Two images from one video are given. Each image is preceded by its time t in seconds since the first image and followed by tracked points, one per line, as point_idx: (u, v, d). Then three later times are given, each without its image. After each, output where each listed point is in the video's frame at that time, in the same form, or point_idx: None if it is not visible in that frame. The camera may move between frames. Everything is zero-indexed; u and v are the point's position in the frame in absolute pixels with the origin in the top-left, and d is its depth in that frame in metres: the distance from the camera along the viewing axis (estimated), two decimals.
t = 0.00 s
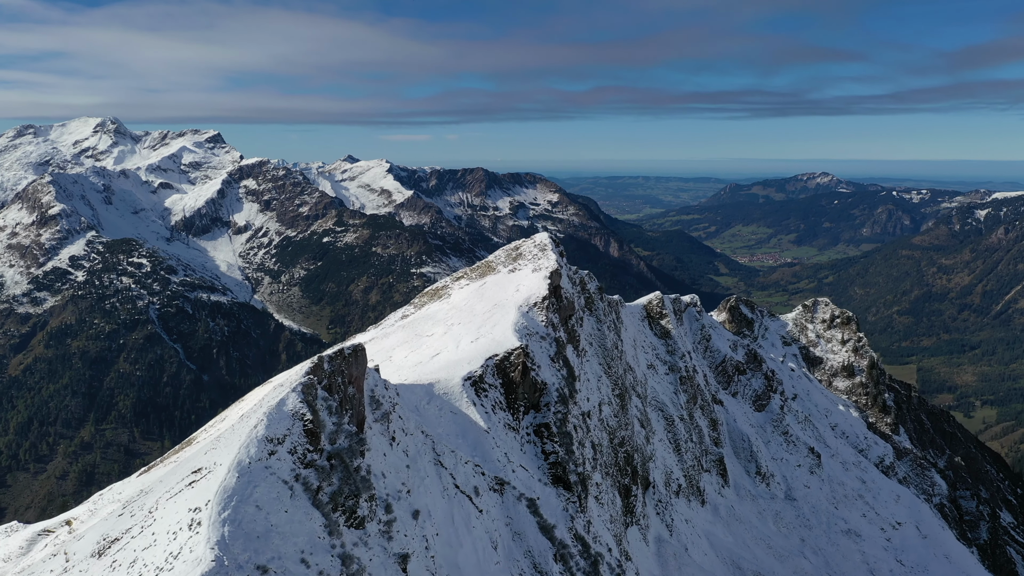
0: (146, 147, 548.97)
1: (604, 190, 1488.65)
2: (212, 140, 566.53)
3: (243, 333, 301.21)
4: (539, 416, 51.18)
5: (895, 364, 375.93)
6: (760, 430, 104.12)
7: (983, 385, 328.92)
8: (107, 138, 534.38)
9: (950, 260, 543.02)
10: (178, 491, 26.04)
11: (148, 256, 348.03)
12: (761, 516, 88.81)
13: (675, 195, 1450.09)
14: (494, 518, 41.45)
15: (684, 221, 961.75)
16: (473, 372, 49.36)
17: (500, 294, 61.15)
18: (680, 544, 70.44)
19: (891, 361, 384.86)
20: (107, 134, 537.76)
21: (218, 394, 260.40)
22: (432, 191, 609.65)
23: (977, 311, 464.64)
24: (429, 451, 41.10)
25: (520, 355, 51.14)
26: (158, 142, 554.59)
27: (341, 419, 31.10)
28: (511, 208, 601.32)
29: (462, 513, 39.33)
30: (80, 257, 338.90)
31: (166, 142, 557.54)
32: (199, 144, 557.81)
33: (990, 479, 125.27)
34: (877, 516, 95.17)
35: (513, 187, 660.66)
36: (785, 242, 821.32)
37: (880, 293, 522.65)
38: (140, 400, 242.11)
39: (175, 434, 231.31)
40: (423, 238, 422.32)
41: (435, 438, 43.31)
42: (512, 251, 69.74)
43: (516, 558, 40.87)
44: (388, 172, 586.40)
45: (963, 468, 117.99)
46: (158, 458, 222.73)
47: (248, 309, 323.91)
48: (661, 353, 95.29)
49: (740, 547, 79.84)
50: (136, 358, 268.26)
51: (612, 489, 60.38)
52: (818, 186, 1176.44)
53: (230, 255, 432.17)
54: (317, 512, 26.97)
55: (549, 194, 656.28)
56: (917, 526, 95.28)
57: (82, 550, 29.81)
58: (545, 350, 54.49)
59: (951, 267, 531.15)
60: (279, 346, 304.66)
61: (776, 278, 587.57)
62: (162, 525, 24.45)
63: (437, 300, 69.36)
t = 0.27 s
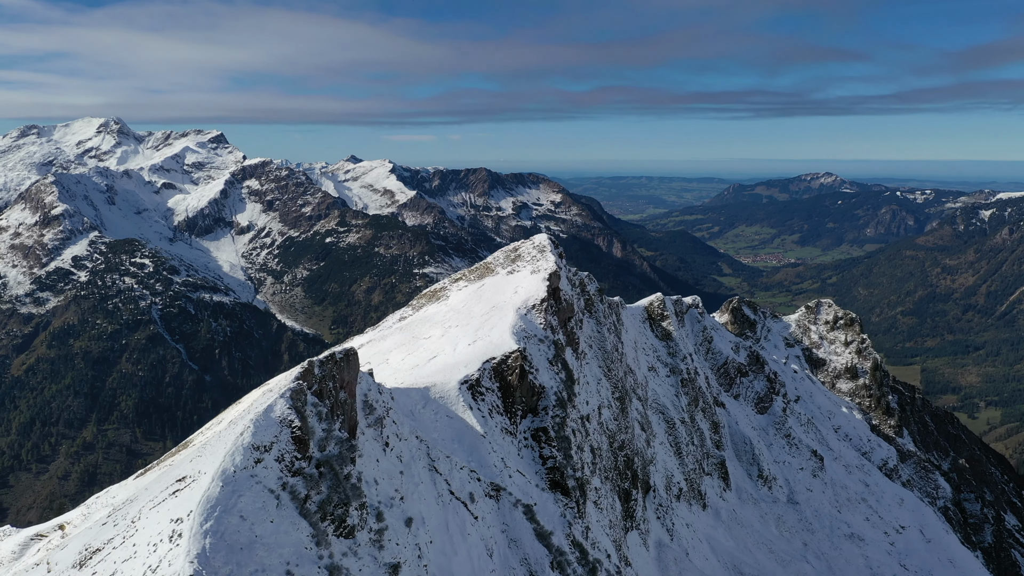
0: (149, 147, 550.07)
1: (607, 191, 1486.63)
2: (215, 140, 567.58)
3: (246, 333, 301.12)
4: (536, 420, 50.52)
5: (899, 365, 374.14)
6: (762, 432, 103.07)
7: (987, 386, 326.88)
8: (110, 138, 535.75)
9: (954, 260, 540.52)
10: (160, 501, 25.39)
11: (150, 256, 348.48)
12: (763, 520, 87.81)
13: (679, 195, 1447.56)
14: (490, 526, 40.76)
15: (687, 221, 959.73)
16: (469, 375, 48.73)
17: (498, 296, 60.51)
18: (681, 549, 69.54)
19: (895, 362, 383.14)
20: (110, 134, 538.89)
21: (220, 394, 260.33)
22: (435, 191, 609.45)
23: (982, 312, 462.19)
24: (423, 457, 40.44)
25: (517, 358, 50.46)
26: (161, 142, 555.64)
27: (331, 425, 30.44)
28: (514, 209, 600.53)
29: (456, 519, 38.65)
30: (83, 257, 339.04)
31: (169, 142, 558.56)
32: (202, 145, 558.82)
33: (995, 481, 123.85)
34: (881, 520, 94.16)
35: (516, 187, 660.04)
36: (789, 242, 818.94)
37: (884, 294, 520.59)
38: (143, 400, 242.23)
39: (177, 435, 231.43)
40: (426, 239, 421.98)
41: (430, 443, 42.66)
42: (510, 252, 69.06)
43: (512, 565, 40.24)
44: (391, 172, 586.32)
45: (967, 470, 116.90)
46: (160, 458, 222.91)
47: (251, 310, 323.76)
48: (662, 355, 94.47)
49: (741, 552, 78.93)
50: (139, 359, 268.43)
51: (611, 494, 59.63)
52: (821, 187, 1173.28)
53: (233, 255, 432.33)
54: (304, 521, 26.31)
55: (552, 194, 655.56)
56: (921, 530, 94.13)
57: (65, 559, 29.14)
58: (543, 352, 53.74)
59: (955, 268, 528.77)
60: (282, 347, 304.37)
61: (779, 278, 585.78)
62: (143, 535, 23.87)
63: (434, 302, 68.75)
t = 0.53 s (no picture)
0: (153, 147, 551.17)
1: (611, 191, 1485.35)
2: (219, 140, 568.49)
3: (248, 334, 301.17)
4: (534, 425, 49.67)
5: (903, 366, 372.31)
6: (765, 435, 102.05)
7: (992, 387, 324.75)
8: (114, 138, 536.93)
9: (959, 261, 537.67)
10: (141, 512, 24.70)
11: (153, 257, 348.83)
12: (765, 524, 86.87)
13: (682, 196, 1444.81)
14: (485, 534, 40.05)
15: (691, 222, 957.65)
16: (465, 379, 47.93)
17: (496, 299, 59.69)
18: (681, 555, 68.60)
19: (899, 362, 381.15)
20: (114, 134, 540.10)
21: (223, 395, 260.18)
22: (438, 192, 609.09)
23: (987, 313, 459.40)
24: (417, 463, 39.67)
25: (514, 362, 49.68)
26: (165, 143, 556.59)
27: (319, 432, 29.72)
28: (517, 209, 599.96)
29: (450, 527, 37.90)
30: (86, 257, 339.53)
31: (172, 142, 559.53)
32: (205, 145, 559.89)
33: (1001, 483, 122.52)
34: (885, 524, 92.98)
35: (519, 187, 659.26)
36: (792, 243, 816.23)
37: (888, 294, 518.27)
38: (145, 401, 242.25)
39: (179, 435, 231.30)
40: (429, 239, 421.59)
41: (425, 449, 41.91)
42: (509, 254, 68.20)
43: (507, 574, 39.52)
44: (394, 172, 586.30)
45: (972, 473, 115.60)
46: (162, 458, 222.98)
47: (253, 310, 323.64)
48: (663, 357, 93.56)
49: (743, 557, 78.00)
50: (141, 359, 268.49)
51: (610, 499, 58.79)
52: (825, 187, 1169.52)
53: (236, 256, 432.65)
54: (289, 533, 25.66)
55: (555, 195, 654.63)
56: (925, 534, 93.00)
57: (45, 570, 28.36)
58: (541, 356, 52.95)
59: (960, 268, 525.98)
60: (284, 347, 304.20)
61: (783, 279, 583.68)
62: (121, 549, 23.14)
63: (432, 305, 67.99)
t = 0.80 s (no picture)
0: (156, 147, 551.91)
1: (614, 192, 1483.80)
2: (222, 141, 569.06)
3: (250, 334, 301.07)
4: (531, 429, 48.96)
5: (907, 367, 370.12)
6: (767, 438, 101.21)
7: (996, 388, 322.64)
8: (117, 138, 537.72)
9: (963, 262, 535.08)
10: (122, 523, 24.07)
11: (155, 257, 349.09)
12: (767, 529, 85.99)
13: (686, 196, 1442.13)
14: (480, 541, 39.36)
15: (694, 222, 955.64)
16: (461, 383, 47.22)
17: (494, 301, 59.03)
18: (682, 559, 67.85)
19: (903, 363, 379.17)
20: (117, 134, 540.89)
21: (225, 395, 259.96)
22: (441, 192, 608.66)
23: (991, 314, 456.84)
24: (410, 469, 39.00)
25: (511, 366, 48.96)
26: (168, 143, 557.25)
27: (307, 439, 29.04)
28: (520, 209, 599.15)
29: (445, 535, 37.27)
30: (89, 258, 339.74)
31: (175, 143, 560.35)
32: (208, 145, 560.45)
33: (1006, 486, 121.23)
34: (888, 528, 91.95)
35: (522, 188, 658.45)
36: (796, 243, 813.65)
37: (892, 295, 516.01)
38: (147, 401, 242.17)
39: (180, 435, 231.09)
40: (431, 239, 421.02)
41: (419, 454, 41.17)
42: (507, 256, 67.55)
43: None
44: (397, 173, 586.05)
45: (976, 475, 114.37)
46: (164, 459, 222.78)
47: (256, 310, 323.41)
48: (664, 359, 92.73)
49: (744, 562, 77.17)
50: (143, 359, 268.47)
51: (609, 503, 58.00)
52: (829, 187, 1165.80)
53: (238, 256, 432.82)
54: (274, 543, 25.00)
55: (558, 195, 653.77)
56: (929, 538, 91.93)
57: None
58: (539, 360, 52.25)
59: (964, 269, 523.31)
60: (286, 347, 303.89)
61: (787, 279, 581.75)
62: (99, 562, 22.53)
63: (430, 306, 67.38)
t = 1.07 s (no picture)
0: (159, 148, 552.73)
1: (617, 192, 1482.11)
2: (224, 141, 569.61)
3: (252, 335, 300.81)
4: (528, 434, 48.24)
5: (910, 368, 368.30)
6: (769, 441, 100.26)
7: (1001, 389, 320.84)
8: (120, 139, 538.58)
9: (967, 262, 532.55)
10: (102, 534, 23.46)
11: (157, 257, 349.29)
12: (768, 533, 85.07)
13: (689, 196, 1439.78)
14: (474, 549, 38.65)
15: (697, 222, 953.58)
16: (457, 387, 46.47)
17: (492, 303, 58.38)
18: (682, 564, 67.04)
19: (906, 364, 377.33)
20: (120, 135, 541.71)
21: (227, 396, 259.69)
22: (444, 192, 608.29)
23: (995, 314, 454.28)
24: (404, 475, 38.31)
25: (508, 369, 48.19)
26: (171, 143, 557.93)
27: (295, 446, 28.41)
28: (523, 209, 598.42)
29: (438, 543, 36.57)
30: (91, 258, 339.89)
31: (178, 143, 561.23)
32: (211, 146, 561.03)
33: (1012, 488, 119.84)
34: (891, 532, 90.92)
35: (525, 188, 657.59)
36: (799, 243, 811.17)
37: (896, 295, 513.73)
38: (149, 401, 242.16)
39: (182, 436, 230.88)
40: (433, 240, 420.39)
41: (412, 460, 40.45)
42: (506, 257, 66.88)
43: None
44: (399, 173, 585.93)
45: (981, 478, 113.17)
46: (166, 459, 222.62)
47: (258, 311, 323.05)
48: (665, 362, 91.94)
49: (745, 567, 76.32)
50: (146, 360, 268.42)
51: (608, 508, 57.19)
52: (833, 187, 1162.26)
53: (241, 256, 432.99)
54: (258, 556, 24.36)
55: (561, 195, 653.04)
56: (933, 543, 90.91)
57: None
58: (537, 363, 51.50)
59: (968, 269, 520.70)
60: (289, 348, 303.37)
61: (790, 280, 579.85)
62: None
63: (427, 308, 66.75)
